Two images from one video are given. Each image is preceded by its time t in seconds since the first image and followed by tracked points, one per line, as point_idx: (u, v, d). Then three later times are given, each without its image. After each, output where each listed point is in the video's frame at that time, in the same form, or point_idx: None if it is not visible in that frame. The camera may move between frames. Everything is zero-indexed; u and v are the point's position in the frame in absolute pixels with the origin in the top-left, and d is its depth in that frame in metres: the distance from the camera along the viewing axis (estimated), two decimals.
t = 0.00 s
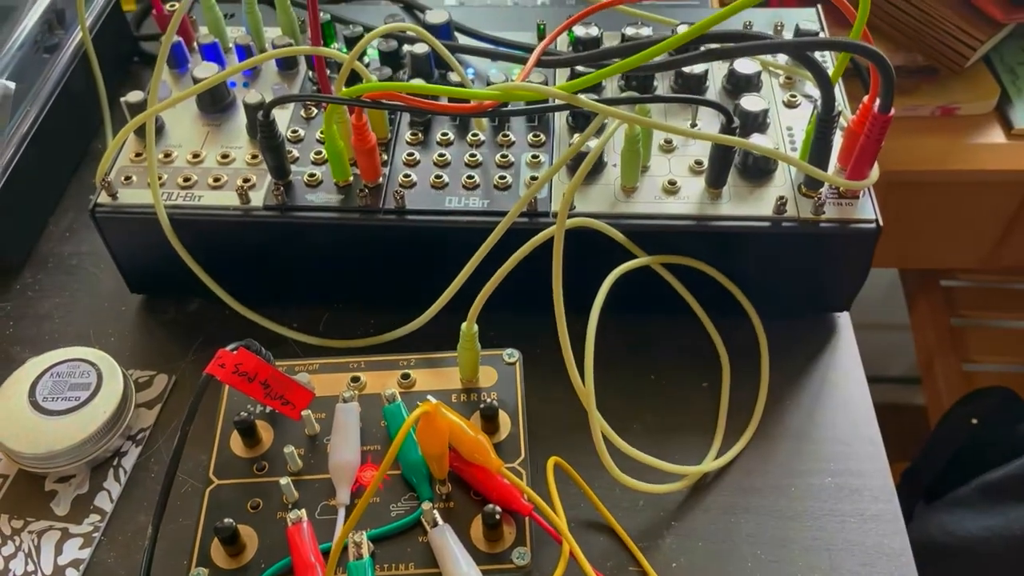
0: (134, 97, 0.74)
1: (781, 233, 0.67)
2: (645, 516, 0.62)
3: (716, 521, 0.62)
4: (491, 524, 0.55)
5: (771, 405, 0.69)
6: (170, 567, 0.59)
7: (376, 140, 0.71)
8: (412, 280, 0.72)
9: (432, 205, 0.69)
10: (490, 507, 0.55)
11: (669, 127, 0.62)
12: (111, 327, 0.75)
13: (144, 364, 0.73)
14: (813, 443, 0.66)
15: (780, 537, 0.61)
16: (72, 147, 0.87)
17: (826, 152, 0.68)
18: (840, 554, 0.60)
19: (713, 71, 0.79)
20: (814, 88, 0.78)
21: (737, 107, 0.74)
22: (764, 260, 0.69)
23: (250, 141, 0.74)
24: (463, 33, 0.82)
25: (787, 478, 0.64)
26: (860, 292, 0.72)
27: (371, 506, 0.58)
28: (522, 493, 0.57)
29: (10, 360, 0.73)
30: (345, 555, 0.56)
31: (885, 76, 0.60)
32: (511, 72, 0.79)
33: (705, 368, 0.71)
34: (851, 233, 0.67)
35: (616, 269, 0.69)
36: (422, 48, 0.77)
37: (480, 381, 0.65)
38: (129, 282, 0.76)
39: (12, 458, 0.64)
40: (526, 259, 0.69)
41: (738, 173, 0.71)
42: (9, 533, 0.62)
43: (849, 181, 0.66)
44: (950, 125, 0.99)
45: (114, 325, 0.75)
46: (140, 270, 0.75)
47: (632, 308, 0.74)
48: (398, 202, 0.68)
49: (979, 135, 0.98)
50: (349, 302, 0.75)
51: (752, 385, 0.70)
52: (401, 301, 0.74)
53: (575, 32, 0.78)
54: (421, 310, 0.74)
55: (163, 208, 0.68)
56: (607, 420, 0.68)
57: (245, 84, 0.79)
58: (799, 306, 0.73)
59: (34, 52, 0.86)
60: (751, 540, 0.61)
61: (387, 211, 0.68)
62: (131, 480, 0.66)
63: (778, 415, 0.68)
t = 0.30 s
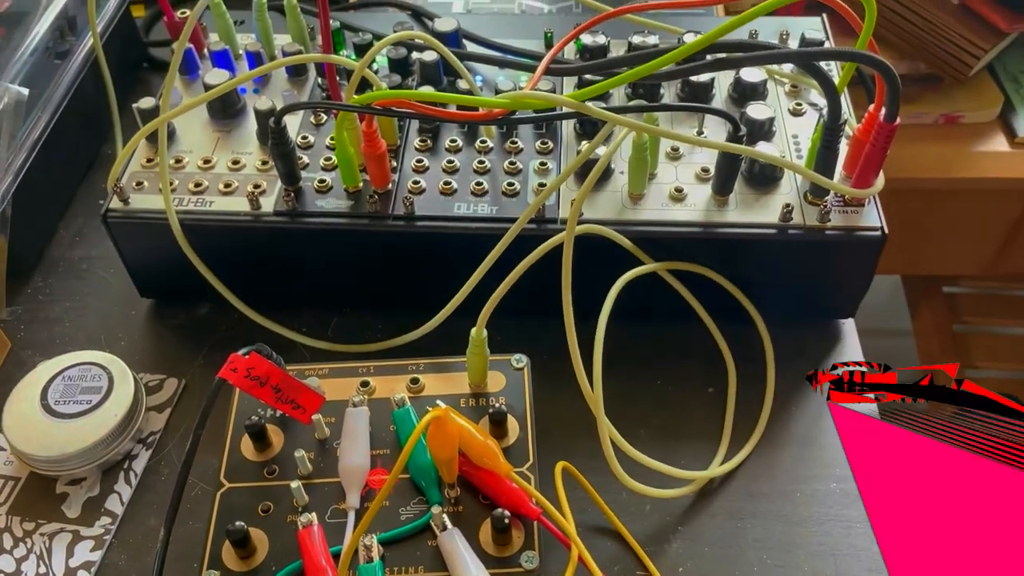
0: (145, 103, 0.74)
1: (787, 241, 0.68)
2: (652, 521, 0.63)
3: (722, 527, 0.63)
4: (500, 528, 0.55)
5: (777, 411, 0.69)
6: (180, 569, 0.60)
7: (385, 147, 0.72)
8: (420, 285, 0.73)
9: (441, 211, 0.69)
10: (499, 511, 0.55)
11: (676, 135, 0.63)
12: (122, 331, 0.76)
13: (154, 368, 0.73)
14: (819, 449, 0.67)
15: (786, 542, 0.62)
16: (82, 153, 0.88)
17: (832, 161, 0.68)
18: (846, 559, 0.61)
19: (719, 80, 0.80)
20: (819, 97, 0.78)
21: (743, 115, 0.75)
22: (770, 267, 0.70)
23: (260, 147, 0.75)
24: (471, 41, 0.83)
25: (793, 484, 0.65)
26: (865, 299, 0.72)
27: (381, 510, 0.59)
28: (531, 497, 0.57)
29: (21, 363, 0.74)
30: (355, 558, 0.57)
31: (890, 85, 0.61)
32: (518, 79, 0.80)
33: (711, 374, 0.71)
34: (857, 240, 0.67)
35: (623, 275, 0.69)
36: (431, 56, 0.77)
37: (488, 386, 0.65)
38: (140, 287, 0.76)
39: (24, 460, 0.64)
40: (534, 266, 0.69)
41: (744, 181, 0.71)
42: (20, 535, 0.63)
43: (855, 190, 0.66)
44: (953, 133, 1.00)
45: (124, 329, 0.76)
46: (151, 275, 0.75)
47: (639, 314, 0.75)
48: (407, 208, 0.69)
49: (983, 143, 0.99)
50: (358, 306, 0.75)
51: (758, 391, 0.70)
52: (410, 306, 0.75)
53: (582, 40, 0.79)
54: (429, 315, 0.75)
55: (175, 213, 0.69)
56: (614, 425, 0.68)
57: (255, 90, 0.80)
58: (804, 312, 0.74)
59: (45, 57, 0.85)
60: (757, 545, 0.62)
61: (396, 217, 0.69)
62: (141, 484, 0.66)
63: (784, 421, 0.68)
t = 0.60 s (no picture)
0: (153, 108, 0.74)
1: (793, 247, 0.68)
2: (657, 527, 0.63)
3: (728, 533, 0.63)
4: (506, 534, 0.55)
5: (782, 418, 0.69)
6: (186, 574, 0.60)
7: (392, 153, 0.72)
8: (426, 291, 0.73)
9: (447, 217, 0.69)
10: (505, 517, 0.55)
11: (682, 141, 0.63)
12: (128, 336, 0.76)
13: (160, 372, 0.73)
14: (824, 456, 0.67)
15: (791, 549, 0.62)
16: (89, 158, 0.88)
17: (838, 168, 0.68)
18: (852, 566, 0.61)
19: (725, 86, 0.80)
20: (824, 103, 0.79)
21: (749, 122, 0.75)
22: (775, 274, 0.70)
23: (267, 152, 0.75)
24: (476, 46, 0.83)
25: (798, 491, 0.65)
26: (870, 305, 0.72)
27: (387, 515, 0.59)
28: (537, 503, 0.57)
29: (27, 368, 0.74)
30: (362, 564, 0.57)
31: (897, 92, 0.61)
32: (524, 86, 0.80)
33: (716, 380, 0.72)
34: (862, 247, 0.67)
35: (628, 281, 0.69)
36: (437, 62, 0.78)
37: (494, 392, 0.65)
38: (146, 291, 0.76)
39: (30, 465, 0.64)
40: (540, 272, 0.69)
41: (750, 187, 0.71)
42: (27, 539, 0.63)
43: (861, 196, 0.66)
44: (958, 139, 1.00)
45: (130, 333, 0.76)
46: (157, 280, 0.75)
47: (644, 319, 0.75)
48: (413, 214, 0.69)
49: (988, 149, 0.99)
50: (364, 311, 0.75)
51: (764, 397, 0.70)
52: (415, 311, 0.75)
53: (588, 46, 0.79)
54: (434, 320, 0.75)
55: (182, 219, 0.69)
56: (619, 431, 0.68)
57: (262, 96, 0.80)
58: (809, 319, 0.74)
59: (52, 62, 0.86)
60: (762, 552, 0.62)
61: (402, 223, 0.69)
62: (147, 488, 0.66)
63: (790, 428, 0.68)
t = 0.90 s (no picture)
0: (157, 113, 0.74)
1: (799, 253, 0.68)
2: (662, 534, 0.63)
3: (733, 541, 0.62)
4: (511, 541, 0.55)
5: (788, 425, 0.69)
6: None
7: (396, 158, 0.72)
8: (430, 295, 0.73)
9: (451, 222, 0.69)
10: (509, 525, 0.55)
11: (688, 147, 0.62)
12: (132, 341, 0.76)
13: (164, 377, 0.73)
14: (830, 463, 0.66)
15: (797, 557, 0.61)
16: (93, 162, 0.88)
17: (844, 173, 0.68)
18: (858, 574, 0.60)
19: (730, 91, 0.80)
20: (830, 108, 0.78)
21: (754, 127, 0.75)
22: (781, 279, 0.70)
23: (271, 157, 0.75)
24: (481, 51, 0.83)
25: (804, 498, 0.64)
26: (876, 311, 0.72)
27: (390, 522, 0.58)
28: (541, 511, 0.57)
29: (31, 372, 0.74)
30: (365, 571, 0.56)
31: (904, 97, 0.60)
32: (529, 90, 0.80)
33: (721, 386, 0.71)
34: (869, 253, 0.67)
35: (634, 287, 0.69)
36: (442, 66, 0.77)
37: (498, 398, 0.65)
38: (150, 296, 0.76)
39: (33, 470, 0.64)
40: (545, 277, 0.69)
41: (756, 192, 0.71)
42: (30, 545, 0.63)
43: (867, 202, 0.66)
44: (964, 144, 1.00)
45: (134, 338, 0.76)
46: (161, 284, 0.75)
47: (649, 325, 0.75)
48: (418, 219, 0.69)
49: (994, 154, 0.99)
50: (367, 316, 0.75)
51: (770, 403, 0.70)
52: (419, 317, 0.75)
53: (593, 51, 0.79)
54: (438, 325, 0.75)
55: (185, 223, 0.69)
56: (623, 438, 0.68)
57: (266, 100, 0.80)
58: (815, 325, 0.73)
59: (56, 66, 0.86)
60: (768, 560, 0.61)
61: (406, 228, 0.69)
62: (150, 494, 0.66)
63: (795, 434, 0.68)
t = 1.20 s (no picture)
0: (163, 127, 0.74)
1: (806, 269, 0.67)
2: (668, 552, 0.62)
3: (740, 559, 0.62)
4: (516, 561, 0.55)
5: (795, 441, 0.68)
6: None
7: (401, 172, 0.72)
8: (435, 310, 0.72)
9: (456, 236, 0.69)
10: (515, 544, 0.55)
11: (693, 164, 0.62)
12: (136, 354, 0.76)
13: (169, 391, 0.73)
14: (837, 480, 0.66)
15: None
16: (99, 174, 0.88)
17: (851, 189, 0.68)
18: None
19: (736, 104, 0.79)
20: (837, 121, 0.78)
21: (761, 141, 0.74)
22: (787, 294, 0.69)
23: (276, 171, 0.75)
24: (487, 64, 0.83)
25: (811, 516, 0.64)
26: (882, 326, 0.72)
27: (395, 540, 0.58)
28: (547, 530, 0.57)
29: (36, 386, 0.74)
30: None
31: (913, 114, 0.60)
32: (534, 103, 0.79)
33: (728, 402, 0.71)
34: (877, 268, 0.67)
35: (640, 302, 0.69)
36: (447, 79, 0.77)
37: (504, 415, 0.65)
38: (154, 309, 0.76)
39: (38, 486, 0.64)
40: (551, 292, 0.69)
41: (762, 208, 0.71)
42: (35, 561, 0.63)
43: (874, 218, 0.66)
44: (970, 155, 1.00)
45: (139, 351, 0.76)
46: (167, 298, 0.75)
47: (655, 339, 0.74)
48: (423, 234, 0.69)
49: (1001, 165, 0.99)
50: (372, 329, 0.75)
51: (776, 419, 0.70)
52: (424, 331, 0.74)
53: (598, 63, 0.79)
54: (442, 339, 0.74)
55: (190, 238, 0.69)
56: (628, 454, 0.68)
57: (271, 113, 0.80)
58: (821, 340, 0.73)
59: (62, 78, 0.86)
60: None
61: (412, 242, 0.69)
62: (155, 509, 0.66)
63: (802, 451, 0.68)
